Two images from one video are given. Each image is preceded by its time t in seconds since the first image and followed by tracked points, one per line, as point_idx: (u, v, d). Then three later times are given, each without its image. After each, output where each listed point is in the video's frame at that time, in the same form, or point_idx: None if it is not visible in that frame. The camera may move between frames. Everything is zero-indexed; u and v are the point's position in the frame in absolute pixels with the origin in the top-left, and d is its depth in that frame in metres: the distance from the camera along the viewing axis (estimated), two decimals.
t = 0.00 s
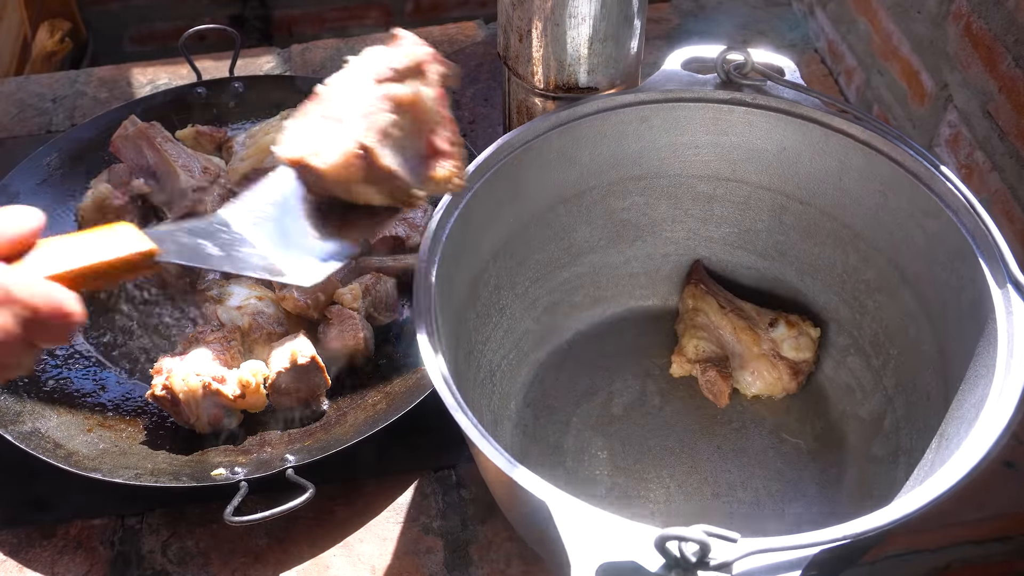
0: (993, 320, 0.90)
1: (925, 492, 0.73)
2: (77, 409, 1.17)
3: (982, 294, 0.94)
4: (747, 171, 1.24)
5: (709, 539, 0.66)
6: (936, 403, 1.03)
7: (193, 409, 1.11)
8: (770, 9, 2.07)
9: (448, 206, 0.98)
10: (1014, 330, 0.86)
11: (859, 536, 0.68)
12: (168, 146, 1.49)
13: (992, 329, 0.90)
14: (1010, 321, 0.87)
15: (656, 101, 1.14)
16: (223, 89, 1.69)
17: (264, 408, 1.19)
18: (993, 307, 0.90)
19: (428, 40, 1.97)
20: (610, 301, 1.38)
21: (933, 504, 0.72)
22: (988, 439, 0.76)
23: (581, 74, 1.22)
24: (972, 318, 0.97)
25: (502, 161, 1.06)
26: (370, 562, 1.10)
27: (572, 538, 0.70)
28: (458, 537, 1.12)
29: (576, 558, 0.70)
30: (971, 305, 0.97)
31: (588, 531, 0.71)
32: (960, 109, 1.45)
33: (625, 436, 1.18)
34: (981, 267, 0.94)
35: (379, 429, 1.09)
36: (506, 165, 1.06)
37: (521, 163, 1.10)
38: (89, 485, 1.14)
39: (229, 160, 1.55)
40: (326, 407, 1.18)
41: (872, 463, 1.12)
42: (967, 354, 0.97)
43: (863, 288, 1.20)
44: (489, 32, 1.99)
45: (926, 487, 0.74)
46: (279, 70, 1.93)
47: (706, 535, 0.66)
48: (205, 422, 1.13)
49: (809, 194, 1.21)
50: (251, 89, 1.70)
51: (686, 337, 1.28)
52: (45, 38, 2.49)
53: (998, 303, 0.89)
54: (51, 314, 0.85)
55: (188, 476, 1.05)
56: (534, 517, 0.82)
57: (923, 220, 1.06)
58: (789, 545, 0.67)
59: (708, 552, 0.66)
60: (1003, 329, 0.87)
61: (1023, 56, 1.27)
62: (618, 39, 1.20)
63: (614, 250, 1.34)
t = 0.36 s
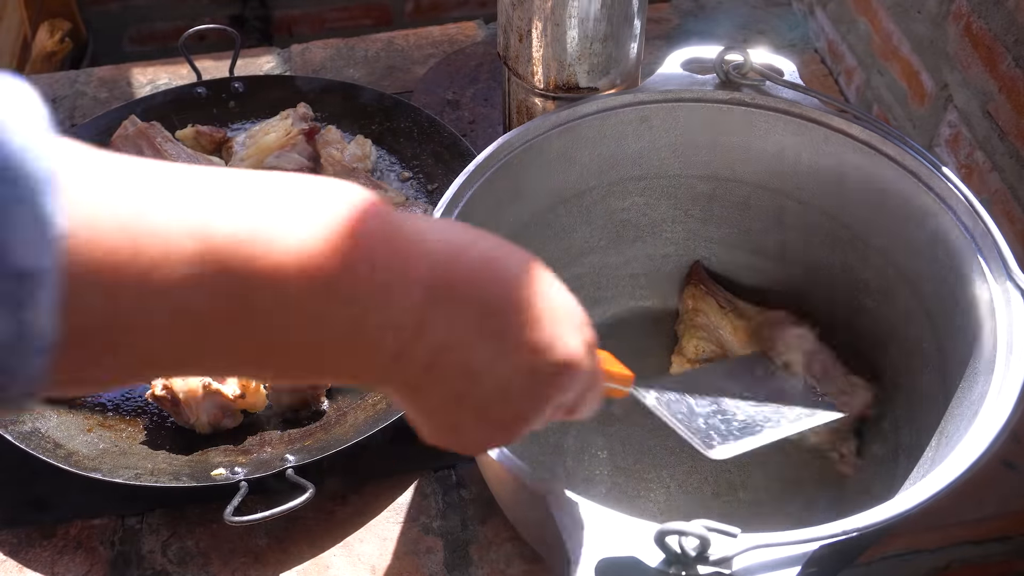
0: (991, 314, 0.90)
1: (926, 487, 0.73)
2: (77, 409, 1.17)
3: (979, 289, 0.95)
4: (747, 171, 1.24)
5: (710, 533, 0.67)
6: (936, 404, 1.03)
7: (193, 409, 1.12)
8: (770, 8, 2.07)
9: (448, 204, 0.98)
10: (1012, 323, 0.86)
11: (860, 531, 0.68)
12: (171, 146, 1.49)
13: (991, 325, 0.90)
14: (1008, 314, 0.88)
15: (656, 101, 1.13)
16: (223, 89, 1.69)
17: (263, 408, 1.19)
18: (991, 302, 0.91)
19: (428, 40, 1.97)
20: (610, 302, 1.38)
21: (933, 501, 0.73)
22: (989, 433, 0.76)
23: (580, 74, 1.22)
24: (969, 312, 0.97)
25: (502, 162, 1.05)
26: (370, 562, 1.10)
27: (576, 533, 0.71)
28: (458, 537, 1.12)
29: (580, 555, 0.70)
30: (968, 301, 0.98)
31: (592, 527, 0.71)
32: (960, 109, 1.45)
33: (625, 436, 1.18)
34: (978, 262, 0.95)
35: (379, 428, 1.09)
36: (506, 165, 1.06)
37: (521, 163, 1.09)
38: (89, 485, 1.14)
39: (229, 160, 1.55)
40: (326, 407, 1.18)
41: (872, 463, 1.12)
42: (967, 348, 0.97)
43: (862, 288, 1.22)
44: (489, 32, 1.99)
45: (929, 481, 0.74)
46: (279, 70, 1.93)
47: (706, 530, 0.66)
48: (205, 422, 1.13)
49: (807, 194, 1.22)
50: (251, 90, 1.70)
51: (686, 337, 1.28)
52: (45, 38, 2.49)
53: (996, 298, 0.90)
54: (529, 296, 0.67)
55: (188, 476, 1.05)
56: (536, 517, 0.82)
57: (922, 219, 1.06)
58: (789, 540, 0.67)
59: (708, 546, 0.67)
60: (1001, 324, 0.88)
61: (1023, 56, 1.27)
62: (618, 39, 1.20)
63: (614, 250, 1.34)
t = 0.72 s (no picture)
0: (991, 314, 0.90)
1: (927, 483, 0.73)
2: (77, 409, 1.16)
3: (980, 290, 0.94)
4: (747, 172, 1.24)
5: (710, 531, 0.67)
6: (938, 406, 1.03)
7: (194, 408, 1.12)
8: (769, 8, 2.07)
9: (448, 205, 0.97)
10: (1012, 323, 0.87)
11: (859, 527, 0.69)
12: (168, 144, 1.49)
13: (991, 324, 0.90)
14: (1008, 314, 0.88)
15: (656, 101, 1.14)
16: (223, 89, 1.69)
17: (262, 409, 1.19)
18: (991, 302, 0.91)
19: (428, 40, 1.97)
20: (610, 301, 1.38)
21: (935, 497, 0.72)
22: (989, 430, 0.76)
23: (580, 74, 1.22)
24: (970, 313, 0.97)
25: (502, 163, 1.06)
26: (370, 562, 1.10)
27: (569, 527, 0.72)
28: (458, 537, 1.12)
29: (574, 551, 0.72)
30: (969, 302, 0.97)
31: (586, 521, 0.71)
32: (960, 109, 1.45)
33: (625, 436, 1.18)
34: (978, 262, 0.94)
35: (379, 428, 1.09)
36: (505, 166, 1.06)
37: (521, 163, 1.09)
38: (89, 485, 1.14)
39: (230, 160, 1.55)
40: (326, 407, 1.19)
41: (872, 463, 1.12)
42: (967, 347, 0.97)
43: (862, 286, 1.23)
44: (490, 32, 1.99)
45: (930, 477, 0.74)
46: (279, 70, 1.93)
47: (706, 526, 0.67)
48: (205, 421, 1.14)
49: (808, 194, 1.22)
50: (251, 90, 1.70)
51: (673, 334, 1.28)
52: (44, 38, 2.49)
53: (996, 298, 0.90)
54: (525, 213, 0.59)
55: (188, 476, 1.05)
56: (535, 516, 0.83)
57: (922, 219, 1.06)
58: (787, 536, 0.68)
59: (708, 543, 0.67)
60: (1001, 323, 0.88)
61: (1023, 56, 1.27)
62: (618, 39, 1.20)
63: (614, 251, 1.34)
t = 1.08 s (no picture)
0: (994, 322, 0.90)
1: (928, 496, 0.73)
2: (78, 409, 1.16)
3: (983, 298, 0.94)
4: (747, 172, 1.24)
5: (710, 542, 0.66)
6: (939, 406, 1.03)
7: (193, 409, 1.12)
8: (770, 8, 2.07)
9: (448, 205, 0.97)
10: (1014, 331, 0.86)
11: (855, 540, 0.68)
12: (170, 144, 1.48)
13: (993, 332, 0.90)
14: (1011, 323, 0.87)
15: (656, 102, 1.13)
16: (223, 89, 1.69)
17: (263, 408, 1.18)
18: (994, 310, 0.91)
19: (428, 40, 1.97)
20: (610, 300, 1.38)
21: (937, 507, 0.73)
22: (989, 442, 0.76)
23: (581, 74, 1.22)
24: (972, 318, 0.97)
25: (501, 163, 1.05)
26: (370, 562, 1.10)
27: (574, 541, 0.72)
28: (458, 537, 1.12)
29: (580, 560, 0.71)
30: (971, 305, 0.97)
31: (589, 532, 0.71)
32: (960, 109, 1.45)
33: (625, 436, 1.18)
34: (982, 271, 0.94)
35: (379, 428, 1.09)
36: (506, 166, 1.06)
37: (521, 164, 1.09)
38: (89, 485, 1.14)
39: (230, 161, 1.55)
40: (326, 407, 1.19)
41: (872, 463, 1.12)
42: (968, 353, 0.97)
43: (862, 287, 1.23)
44: (489, 32, 1.99)
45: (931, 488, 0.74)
46: (279, 69, 1.93)
47: (706, 539, 0.66)
48: (205, 422, 1.13)
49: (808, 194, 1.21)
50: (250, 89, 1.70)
51: (673, 335, 1.28)
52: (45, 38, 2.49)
53: (999, 307, 0.90)
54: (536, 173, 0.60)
55: (188, 476, 1.05)
56: (533, 520, 0.83)
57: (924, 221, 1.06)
58: (783, 549, 0.68)
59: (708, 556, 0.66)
60: (1004, 331, 0.88)
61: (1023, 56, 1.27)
62: (618, 38, 1.19)
63: (615, 250, 1.34)
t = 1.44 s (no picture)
0: (990, 313, 0.90)
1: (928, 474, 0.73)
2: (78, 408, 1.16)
3: (980, 288, 0.94)
4: (746, 172, 1.24)
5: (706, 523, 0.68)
6: (937, 404, 1.03)
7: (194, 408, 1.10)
8: (770, 8, 2.07)
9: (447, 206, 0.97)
10: (1011, 322, 0.86)
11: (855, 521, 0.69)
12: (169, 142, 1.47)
13: (990, 323, 0.90)
14: (1007, 313, 0.88)
15: (655, 101, 1.14)
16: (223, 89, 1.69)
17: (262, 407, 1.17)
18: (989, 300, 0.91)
19: (428, 40, 1.97)
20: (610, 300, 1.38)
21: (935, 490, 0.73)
22: (991, 422, 0.77)
23: (581, 74, 1.22)
24: (970, 315, 0.97)
25: (501, 162, 1.06)
26: (370, 562, 1.10)
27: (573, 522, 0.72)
28: (458, 537, 1.12)
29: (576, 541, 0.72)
30: (970, 303, 0.97)
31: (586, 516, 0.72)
32: (960, 109, 1.45)
33: (625, 436, 1.18)
34: (977, 260, 0.94)
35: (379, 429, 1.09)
36: (505, 166, 1.06)
37: (521, 163, 1.10)
38: (89, 485, 1.14)
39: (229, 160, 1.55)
40: (325, 407, 1.18)
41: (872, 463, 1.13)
42: (965, 345, 0.97)
43: (863, 288, 1.21)
44: (489, 32, 1.99)
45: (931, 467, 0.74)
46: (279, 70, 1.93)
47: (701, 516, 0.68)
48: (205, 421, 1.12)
49: (807, 194, 1.22)
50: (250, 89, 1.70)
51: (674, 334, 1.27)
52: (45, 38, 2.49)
53: (995, 297, 0.90)
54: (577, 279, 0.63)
55: (188, 476, 1.05)
56: (532, 515, 0.83)
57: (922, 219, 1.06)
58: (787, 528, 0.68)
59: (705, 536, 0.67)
60: (1000, 321, 0.88)
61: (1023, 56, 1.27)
62: (618, 39, 1.20)
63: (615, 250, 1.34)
